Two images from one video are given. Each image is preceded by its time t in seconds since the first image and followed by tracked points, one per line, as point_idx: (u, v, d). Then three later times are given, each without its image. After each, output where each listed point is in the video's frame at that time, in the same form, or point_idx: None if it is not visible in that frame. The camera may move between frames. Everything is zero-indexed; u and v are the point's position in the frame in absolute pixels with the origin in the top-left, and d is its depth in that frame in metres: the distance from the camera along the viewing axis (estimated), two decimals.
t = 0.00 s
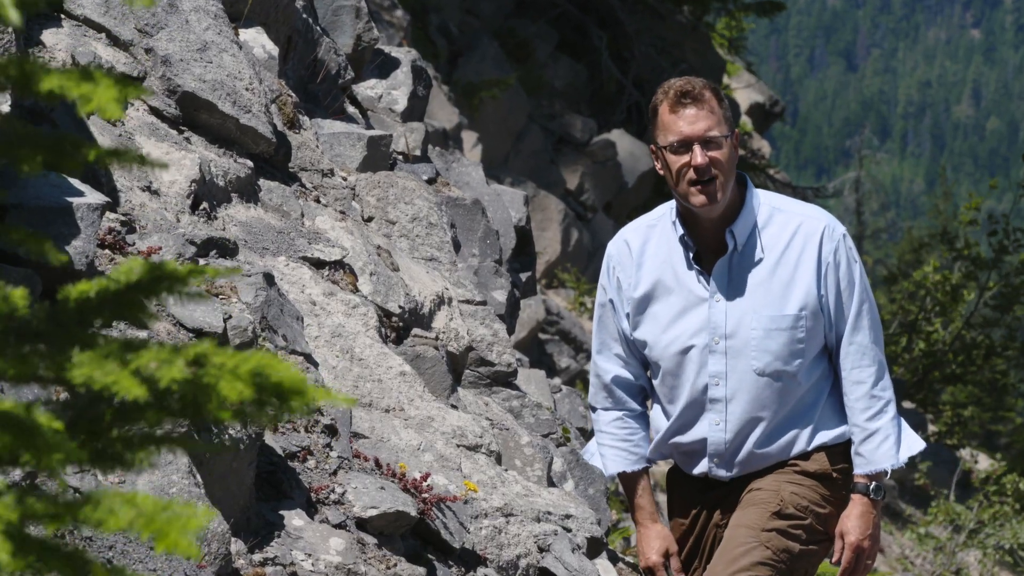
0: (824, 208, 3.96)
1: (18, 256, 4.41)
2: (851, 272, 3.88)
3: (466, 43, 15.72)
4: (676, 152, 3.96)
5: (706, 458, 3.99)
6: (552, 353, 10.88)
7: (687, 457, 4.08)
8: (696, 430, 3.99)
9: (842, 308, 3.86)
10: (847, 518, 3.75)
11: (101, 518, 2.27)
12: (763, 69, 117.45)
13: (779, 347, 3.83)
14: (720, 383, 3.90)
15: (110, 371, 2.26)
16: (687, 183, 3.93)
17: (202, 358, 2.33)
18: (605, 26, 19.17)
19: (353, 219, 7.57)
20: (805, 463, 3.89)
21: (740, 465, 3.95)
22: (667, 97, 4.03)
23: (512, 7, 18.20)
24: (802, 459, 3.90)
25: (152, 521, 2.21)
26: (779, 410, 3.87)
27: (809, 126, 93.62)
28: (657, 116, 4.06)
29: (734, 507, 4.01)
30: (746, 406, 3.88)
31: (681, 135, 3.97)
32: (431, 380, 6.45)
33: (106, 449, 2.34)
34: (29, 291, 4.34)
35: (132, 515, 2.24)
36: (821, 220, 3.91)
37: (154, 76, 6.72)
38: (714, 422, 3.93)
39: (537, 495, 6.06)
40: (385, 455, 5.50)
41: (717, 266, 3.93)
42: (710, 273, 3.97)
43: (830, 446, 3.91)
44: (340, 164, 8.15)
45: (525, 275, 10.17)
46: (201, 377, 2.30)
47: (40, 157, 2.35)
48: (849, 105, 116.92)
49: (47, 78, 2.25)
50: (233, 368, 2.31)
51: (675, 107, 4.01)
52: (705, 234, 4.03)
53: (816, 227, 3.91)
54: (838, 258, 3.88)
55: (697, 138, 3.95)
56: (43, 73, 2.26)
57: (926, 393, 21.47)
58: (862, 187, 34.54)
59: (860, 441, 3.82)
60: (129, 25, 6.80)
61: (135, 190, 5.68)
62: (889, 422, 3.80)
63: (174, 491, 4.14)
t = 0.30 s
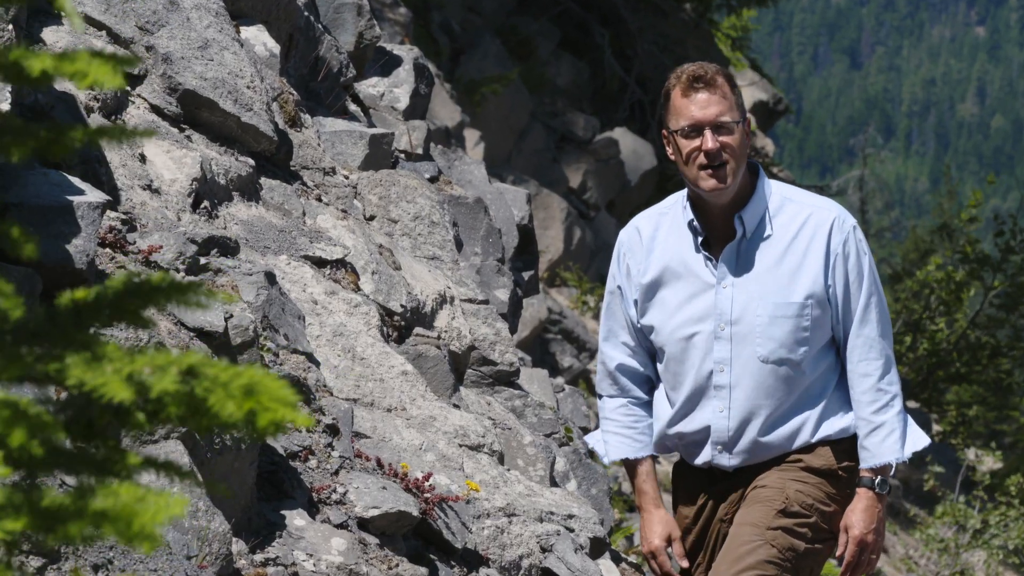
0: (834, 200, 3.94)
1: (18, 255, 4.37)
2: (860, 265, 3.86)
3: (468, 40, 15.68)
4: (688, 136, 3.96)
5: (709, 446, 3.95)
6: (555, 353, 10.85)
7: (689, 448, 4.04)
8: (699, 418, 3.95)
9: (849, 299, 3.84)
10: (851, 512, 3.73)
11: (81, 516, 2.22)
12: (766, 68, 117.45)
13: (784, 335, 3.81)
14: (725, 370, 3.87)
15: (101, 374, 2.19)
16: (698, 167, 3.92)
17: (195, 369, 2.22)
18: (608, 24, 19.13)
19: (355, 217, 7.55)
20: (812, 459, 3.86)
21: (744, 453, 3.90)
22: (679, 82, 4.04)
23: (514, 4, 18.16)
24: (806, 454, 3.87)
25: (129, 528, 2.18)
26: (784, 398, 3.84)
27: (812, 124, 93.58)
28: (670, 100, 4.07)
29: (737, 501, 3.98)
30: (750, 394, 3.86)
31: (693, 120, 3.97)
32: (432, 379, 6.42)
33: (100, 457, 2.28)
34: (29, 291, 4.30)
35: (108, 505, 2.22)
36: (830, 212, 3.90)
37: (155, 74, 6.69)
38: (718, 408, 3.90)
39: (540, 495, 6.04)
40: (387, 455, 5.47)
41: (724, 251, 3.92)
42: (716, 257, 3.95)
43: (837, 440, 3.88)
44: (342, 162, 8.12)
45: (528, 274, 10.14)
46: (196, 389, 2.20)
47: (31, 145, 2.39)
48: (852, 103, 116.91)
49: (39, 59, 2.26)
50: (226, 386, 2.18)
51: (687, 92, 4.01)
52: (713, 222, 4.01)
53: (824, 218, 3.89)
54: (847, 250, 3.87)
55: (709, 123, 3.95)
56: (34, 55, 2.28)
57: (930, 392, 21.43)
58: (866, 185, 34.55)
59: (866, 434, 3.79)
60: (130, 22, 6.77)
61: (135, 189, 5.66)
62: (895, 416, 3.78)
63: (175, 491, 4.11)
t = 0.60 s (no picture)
0: (848, 197, 3.97)
1: (18, 254, 4.35)
2: (869, 261, 3.87)
3: (470, 38, 15.67)
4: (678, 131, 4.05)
5: (704, 430, 4.00)
6: (558, 352, 10.82)
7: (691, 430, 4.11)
8: (697, 399, 4.02)
9: (854, 293, 3.86)
10: (844, 499, 3.70)
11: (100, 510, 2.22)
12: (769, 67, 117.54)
13: (780, 320, 3.87)
14: (722, 352, 3.94)
15: (115, 367, 2.24)
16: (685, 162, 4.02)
17: (208, 356, 2.31)
18: (611, 22, 19.12)
19: (357, 216, 7.53)
20: (812, 456, 3.88)
21: (739, 443, 3.95)
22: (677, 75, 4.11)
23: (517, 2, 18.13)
24: (810, 451, 3.90)
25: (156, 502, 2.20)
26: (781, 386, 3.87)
27: (815, 123, 93.62)
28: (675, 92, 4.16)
29: (739, 495, 4.02)
30: (746, 377, 3.92)
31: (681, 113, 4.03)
32: (435, 378, 6.41)
33: (108, 452, 2.28)
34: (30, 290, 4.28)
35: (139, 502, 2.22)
36: (840, 207, 3.92)
37: (157, 72, 6.67)
38: (714, 390, 3.97)
39: (542, 494, 6.01)
40: (388, 455, 5.45)
41: (731, 233, 4.00)
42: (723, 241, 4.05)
43: (838, 436, 3.90)
44: (344, 161, 8.10)
45: (531, 273, 10.12)
46: (210, 375, 2.29)
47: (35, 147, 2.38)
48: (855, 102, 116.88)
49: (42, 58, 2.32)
50: (243, 366, 2.32)
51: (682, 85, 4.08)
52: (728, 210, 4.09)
53: (833, 213, 3.92)
54: (855, 245, 3.88)
55: (693, 117, 4.00)
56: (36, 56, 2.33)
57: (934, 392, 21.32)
58: (869, 184, 34.56)
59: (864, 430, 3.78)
60: (130, 20, 6.76)
61: (136, 187, 5.64)
62: (896, 414, 3.77)
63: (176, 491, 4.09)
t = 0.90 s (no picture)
0: (847, 195, 4.20)
1: (19, 253, 4.33)
2: (850, 261, 4.11)
3: (473, 36, 15.63)
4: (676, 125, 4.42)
5: (692, 413, 4.40)
6: (560, 351, 10.80)
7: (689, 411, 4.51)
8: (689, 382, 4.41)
9: (834, 291, 4.13)
10: (820, 499, 4.00)
11: (91, 522, 2.49)
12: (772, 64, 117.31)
13: (758, 310, 4.21)
14: (709, 337, 4.33)
15: (111, 377, 2.41)
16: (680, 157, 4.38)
17: (202, 371, 2.46)
18: (614, 21, 19.09)
19: (359, 215, 7.50)
20: (799, 456, 4.20)
21: (722, 431, 4.32)
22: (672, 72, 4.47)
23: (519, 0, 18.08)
24: (795, 452, 4.22)
25: (136, 532, 2.46)
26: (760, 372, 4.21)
27: (818, 121, 93.43)
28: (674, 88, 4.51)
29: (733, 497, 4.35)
30: (729, 362, 4.29)
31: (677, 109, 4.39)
32: (436, 378, 6.38)
33: (105, 459, 2.50)
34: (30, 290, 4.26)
35: (121, 521, 2.48)
36: (827, 207, 4.19)
37: (158, 71, 6.66)
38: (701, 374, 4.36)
39: (544, 495, 5.99)
40: (390, 454, 5.43)
41: (728, 221, 4.37)
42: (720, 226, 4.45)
43: (818, 433, 4.22)
44: (345, 159, 8.08)
45: (535, 272, 10.11)
46: (202, 393, 2.45)
47: (51, 156, 2.63)
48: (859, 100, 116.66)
49: (59, 64, 2.53)
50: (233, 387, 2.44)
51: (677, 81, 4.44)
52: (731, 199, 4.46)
53: (820, 212, 4.20)
54: (838, 242, 4.14)
55: (686, 114, 4.35)
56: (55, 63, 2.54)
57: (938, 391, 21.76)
58: (873, 182, 34.43)
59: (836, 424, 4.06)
60: (131, 19, 6.75)
61: (137, 186, 5.62)
62: (866, 414, 4.01)
63: (177, 491, 4.05)
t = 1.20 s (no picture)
0: (843, 185, 4.31)
1: (18, 251, 4.32)
2: (849, 249, 4.21)
3: (474, 35, 15.61)
4: (684, 117, 4.49)
5: (694, 414, 4.43)
6: (563, 351, 10.78)
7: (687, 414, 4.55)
8: (689, 383, 4.45)
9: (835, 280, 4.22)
10: (814, 478, 4.08)
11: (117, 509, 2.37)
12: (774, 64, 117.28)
13: (760, 305, 4.27)
14: (711, 336, 4.38)
15: (123, 369, 2.41)
16: (696, 146, 4.43)
17: (220, 359, 2.49)
18: (616, 20, 19.06)
19: (360, 214, 7.48)
20: (804, 455, 4.24)
21: (727, 431, 4.34)
22: (672, 67, 4.57)
23: None
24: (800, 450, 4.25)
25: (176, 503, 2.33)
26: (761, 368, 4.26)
27: (821, 121, 93.44)
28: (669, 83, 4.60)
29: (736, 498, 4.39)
30: (730, 360, 4.34)
31: (687, 102, 4.48)
32: (438, 378, 6.36)
33: (107, 456, 2.51)
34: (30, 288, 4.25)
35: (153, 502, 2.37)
36: (826, 196, 4.29)
37: (158, 69, 6.65)
38: (702, 374, 4.40)
39: (546, 495, 5.97)
40: (392, 455, 5.41)
41: (725, 217, 4.46)
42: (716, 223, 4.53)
43: (819, 429, 4.27)
44: (347, 159, 8.07)
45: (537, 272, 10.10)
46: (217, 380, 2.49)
47: (43, 144, 2.61)
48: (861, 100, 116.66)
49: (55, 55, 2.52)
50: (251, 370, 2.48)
51: (681, 74, 4.54)
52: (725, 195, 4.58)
53: (818, 203, 4.29)
54: (837, 231, 4.24)
55: (700, 103, 4.46)
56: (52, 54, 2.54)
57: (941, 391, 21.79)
58: (876, 182, 34.42)
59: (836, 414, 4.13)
60: (132, 18, 6.75)
61: (138, 185, 5.60)
62: (865, 402, 4.10)
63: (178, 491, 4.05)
